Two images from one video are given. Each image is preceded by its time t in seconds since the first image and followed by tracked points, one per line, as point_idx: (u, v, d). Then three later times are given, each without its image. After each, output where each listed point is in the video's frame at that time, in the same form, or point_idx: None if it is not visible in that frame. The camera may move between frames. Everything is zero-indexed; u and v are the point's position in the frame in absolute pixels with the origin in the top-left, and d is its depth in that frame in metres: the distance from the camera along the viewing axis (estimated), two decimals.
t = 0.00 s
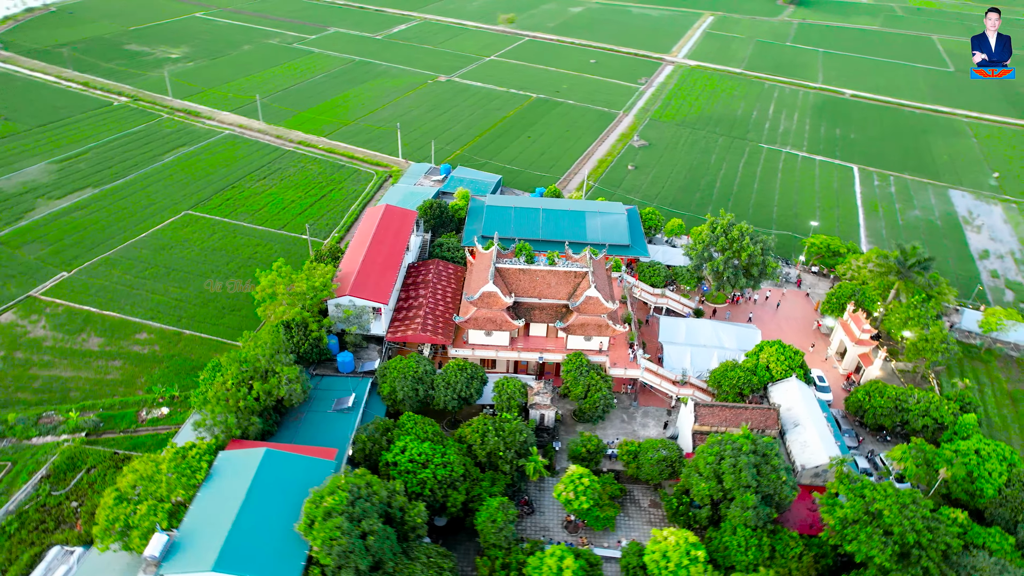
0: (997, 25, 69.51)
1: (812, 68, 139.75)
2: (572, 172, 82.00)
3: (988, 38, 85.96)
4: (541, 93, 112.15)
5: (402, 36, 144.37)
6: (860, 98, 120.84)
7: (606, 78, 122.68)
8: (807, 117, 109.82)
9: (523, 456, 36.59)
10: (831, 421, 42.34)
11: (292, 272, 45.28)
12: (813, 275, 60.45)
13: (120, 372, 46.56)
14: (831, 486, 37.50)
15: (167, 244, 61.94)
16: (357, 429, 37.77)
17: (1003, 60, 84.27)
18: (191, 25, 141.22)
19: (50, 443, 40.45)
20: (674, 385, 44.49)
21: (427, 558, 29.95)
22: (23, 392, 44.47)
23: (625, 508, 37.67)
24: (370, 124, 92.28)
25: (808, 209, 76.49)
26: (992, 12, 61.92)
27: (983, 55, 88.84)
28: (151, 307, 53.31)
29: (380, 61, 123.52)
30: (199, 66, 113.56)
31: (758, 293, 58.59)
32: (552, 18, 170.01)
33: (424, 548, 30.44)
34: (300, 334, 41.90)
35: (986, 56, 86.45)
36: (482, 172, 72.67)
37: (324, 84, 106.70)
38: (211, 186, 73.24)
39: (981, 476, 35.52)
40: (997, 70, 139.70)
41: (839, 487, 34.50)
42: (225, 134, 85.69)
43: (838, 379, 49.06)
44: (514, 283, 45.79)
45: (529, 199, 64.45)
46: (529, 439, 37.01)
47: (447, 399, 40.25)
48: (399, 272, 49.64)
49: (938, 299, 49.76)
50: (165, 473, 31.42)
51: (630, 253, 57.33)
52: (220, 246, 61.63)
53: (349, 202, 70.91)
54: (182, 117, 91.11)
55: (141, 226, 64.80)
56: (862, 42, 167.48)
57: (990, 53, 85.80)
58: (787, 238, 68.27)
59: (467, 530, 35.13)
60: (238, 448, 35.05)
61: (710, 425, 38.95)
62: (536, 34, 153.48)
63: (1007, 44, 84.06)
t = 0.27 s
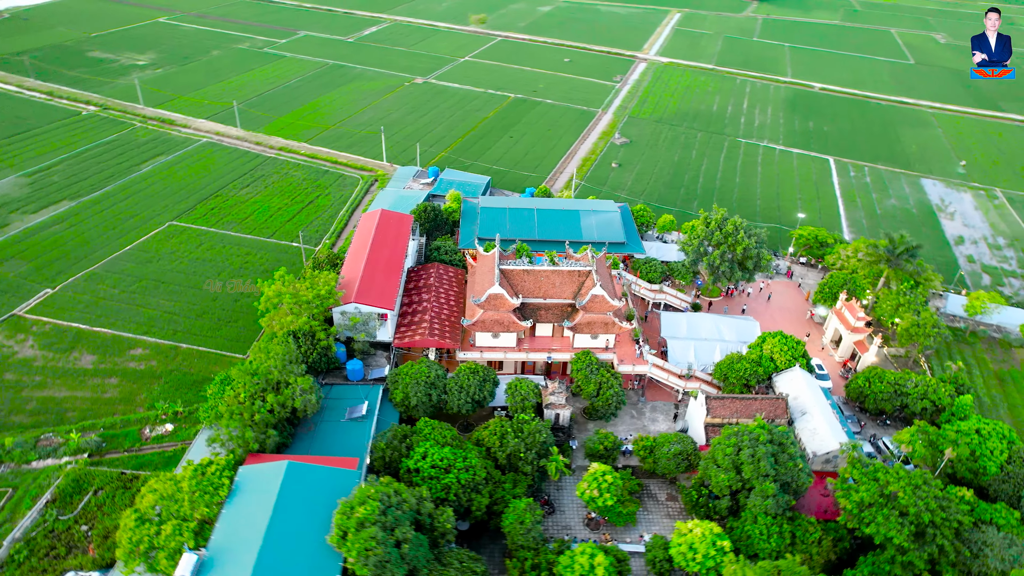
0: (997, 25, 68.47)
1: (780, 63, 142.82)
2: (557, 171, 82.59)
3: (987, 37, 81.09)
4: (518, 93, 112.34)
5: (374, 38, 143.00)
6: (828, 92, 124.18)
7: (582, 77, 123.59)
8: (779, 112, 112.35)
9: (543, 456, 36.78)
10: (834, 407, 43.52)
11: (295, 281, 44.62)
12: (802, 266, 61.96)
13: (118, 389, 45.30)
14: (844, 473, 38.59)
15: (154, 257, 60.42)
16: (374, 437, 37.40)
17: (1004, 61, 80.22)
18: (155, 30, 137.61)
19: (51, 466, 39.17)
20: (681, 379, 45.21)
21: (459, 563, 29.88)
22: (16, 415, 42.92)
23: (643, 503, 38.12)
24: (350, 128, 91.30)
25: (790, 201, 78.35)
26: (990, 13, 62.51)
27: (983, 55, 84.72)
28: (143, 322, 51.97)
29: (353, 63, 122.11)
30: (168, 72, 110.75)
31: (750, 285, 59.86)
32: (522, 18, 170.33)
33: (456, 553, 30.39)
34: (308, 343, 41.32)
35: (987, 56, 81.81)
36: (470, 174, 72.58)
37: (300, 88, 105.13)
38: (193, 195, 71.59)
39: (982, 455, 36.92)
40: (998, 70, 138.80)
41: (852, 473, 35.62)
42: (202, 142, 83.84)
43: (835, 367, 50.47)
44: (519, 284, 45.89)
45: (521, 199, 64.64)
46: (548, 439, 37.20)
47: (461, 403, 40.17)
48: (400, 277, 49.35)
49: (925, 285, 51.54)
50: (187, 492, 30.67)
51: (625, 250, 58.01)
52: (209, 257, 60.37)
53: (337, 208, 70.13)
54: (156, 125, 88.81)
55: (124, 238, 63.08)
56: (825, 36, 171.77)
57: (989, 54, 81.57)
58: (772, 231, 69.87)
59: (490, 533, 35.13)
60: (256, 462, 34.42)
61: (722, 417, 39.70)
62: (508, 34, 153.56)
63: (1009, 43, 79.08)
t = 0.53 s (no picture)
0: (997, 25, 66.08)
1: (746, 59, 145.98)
2: (542, 170, 83.15)
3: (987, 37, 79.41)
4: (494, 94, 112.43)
5: (343, 40, 141.28)
6: (796, 86, 127.32)
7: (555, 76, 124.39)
8: (751, 107, 114.84)
9: (564, 455, 37.11)
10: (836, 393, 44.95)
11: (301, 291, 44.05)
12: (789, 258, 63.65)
13: (117, 409, 43.92)
14: (853, 454, 40.24)
15: (141, 271, 58.80)
16: (394, 445, 37.18)
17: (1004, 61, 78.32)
18: (114, 37, 133.39)
19: (54, 492, 37.80)
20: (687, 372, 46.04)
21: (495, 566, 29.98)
22: (11, 441, 41.24)
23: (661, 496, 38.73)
24: (329, 133, 90.12)
25: (770, 194, 80.35)
26: (991, 12, 60.11)
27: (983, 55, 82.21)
28: (137, 338, 50.52)
29: (325, 67, 120.44)
30: (133, 80, 107.48)
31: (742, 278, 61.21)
32: (490, 18, 170.29)
33: (491, 556, 30.46)
34: (318, 353, 40.75)
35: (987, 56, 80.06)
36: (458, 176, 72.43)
37: (272, 94, 103.27)
38: (174, 205, 69.77)
39: (982, 430, 38.47)
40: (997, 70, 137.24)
41: (863, 456, 36.86)
42: (178, 151, 81.76)
43: (831, 354, 52.05)
44: (525, 286, 46.15)
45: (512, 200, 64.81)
46: (568, 438, 37.51)
47: (477, 406, 40.22)
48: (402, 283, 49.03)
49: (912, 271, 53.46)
50: (215, 511, 30.09)
51: (621, 248, 58.76)
52: (198, 269, 59.01)
53: (324, 215, 69.24)
54: (127, 135, 86.21)
55: (106, 253, 61.21)
56: (787, 32, 175.88)
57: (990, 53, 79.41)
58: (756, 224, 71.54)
59: (516, 534, 35.27)
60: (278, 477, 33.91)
61: (734, 408, 40.61)
62: (478, 34, 153.23)
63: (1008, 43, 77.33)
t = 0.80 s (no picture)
0: (994, 25, 65.02)
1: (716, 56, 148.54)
2: (527, 170, 83.48)
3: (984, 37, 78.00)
4: (473, 94, 112.27)
5: (314, 43, 139.39)
6: (767, 81, 129.93)
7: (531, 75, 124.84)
8: (725, 103, 116.90)
9: (583, 453, 37.37)
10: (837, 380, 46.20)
11: (306, 299, 43.52)
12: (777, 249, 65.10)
13: (119, 427, 42.82)
14: (860, 440, 41.48)
15: (129, 285, 57.33)
16: (412, 452, 36.95)
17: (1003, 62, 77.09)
18: (76, 44, 129.45)
19: (62, 516, 36.67)
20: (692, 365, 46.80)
21: (529, 566, 30.10)
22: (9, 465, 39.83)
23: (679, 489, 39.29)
24: (310, 139, 88.96)
25: (752, 190, 82.14)
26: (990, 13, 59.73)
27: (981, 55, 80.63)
28: (131, 355, 49.26)
29: (299, 70, 118.69)
30: (101, 88, 104.44)
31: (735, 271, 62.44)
32: (461, 19, 169.81)
33: (523, 557, 30.57)
34: (328, 361, 40.25)
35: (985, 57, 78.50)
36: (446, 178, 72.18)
37: (248, 99, 101.44)
38: (157, 217, 68.12)
39: (980, 410, 39.96)
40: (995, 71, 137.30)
41: (872, 440, 37.95)
42: (155, 161, 79.84)
43: (826, 342, 53.51)
44: (530, 286, 46.28)
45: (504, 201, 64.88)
46: (586, 436, 37.76)
47: (491, 408, 40.15)
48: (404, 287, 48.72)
49: (899, 259, 55.13)
50: (242, 526, 29.61)
51: (616, 245, 59.40)
52: (189, 281, 57.79)
53: (313, 222, 68.39)
54: (100, 145, 83.80)
55: (91, 268, 59.53)
56: (753, 27, 179.17)
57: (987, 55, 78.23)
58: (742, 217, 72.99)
59: (540, 534, 35.46)
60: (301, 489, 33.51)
61: (743, 399, 41.44)
62: (450, 35, 152.64)
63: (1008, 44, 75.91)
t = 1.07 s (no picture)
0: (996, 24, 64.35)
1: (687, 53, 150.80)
2: (512, 170, 83.70)
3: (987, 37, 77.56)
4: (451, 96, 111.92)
5: (284, 46, 137.17)
6: (738, 77, 132.23)
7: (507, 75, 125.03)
8: (700, 100, 118.73)
9: (602, 450, 37.74)
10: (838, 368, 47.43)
11: (312, 308, 42.99)
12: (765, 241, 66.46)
13: (122, 446, 41.73)
14: (865, 425, 42.55)
15: (117, 300, 55.80)
16: (431, 457, 36.87)
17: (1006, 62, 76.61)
18: (35, 51, 125.13)
19: (71, 540, 35.61)
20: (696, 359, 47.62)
21: (562, 565, 30.32)
22: (10, 491, 38.48)
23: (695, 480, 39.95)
24: (290, 144, 87.66)
25: (734, 184, 83.66)
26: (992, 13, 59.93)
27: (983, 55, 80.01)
28: (127, 371, 48.01)
29: (271, 74, 116.79)
30: (66, 97, 101.17)
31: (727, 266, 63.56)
32: (431, 20, 169.10)
33: (555, 556, 30.84)
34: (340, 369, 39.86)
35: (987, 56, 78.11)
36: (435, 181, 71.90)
37: (222, 105, 99.45)
38: (139, 228, 66.41)
39: (976, 390, 41.50)
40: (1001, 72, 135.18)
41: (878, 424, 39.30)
42: (132, 171, 77.77)
43: (821, 331, 54.74)
44: (536, 287, 46.49)
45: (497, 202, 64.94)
46: (604, 433, 38.14)
47: (506, 410, 40.34)
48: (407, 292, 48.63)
49: (885, 247, 56.81)
50: (272, 541, 29.15)
51: (611, 243, 59.98)
52: (180, 294, 56.54)
53: (302, 229, 67.57)
54: (71, 156, 81.20)
55: (75, 284, 57.75)
56: (720, 24, 182.03)
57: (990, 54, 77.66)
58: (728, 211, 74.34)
59: (563, 532, 35.74)
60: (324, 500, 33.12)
61: (751, 390, 42.34)
62: (422, 36, 151.68)
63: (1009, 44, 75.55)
